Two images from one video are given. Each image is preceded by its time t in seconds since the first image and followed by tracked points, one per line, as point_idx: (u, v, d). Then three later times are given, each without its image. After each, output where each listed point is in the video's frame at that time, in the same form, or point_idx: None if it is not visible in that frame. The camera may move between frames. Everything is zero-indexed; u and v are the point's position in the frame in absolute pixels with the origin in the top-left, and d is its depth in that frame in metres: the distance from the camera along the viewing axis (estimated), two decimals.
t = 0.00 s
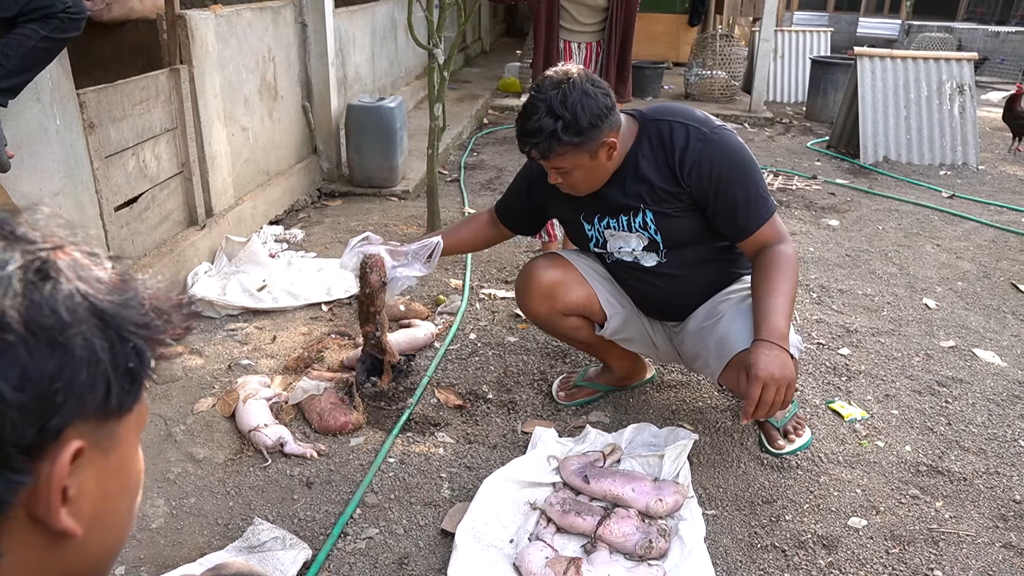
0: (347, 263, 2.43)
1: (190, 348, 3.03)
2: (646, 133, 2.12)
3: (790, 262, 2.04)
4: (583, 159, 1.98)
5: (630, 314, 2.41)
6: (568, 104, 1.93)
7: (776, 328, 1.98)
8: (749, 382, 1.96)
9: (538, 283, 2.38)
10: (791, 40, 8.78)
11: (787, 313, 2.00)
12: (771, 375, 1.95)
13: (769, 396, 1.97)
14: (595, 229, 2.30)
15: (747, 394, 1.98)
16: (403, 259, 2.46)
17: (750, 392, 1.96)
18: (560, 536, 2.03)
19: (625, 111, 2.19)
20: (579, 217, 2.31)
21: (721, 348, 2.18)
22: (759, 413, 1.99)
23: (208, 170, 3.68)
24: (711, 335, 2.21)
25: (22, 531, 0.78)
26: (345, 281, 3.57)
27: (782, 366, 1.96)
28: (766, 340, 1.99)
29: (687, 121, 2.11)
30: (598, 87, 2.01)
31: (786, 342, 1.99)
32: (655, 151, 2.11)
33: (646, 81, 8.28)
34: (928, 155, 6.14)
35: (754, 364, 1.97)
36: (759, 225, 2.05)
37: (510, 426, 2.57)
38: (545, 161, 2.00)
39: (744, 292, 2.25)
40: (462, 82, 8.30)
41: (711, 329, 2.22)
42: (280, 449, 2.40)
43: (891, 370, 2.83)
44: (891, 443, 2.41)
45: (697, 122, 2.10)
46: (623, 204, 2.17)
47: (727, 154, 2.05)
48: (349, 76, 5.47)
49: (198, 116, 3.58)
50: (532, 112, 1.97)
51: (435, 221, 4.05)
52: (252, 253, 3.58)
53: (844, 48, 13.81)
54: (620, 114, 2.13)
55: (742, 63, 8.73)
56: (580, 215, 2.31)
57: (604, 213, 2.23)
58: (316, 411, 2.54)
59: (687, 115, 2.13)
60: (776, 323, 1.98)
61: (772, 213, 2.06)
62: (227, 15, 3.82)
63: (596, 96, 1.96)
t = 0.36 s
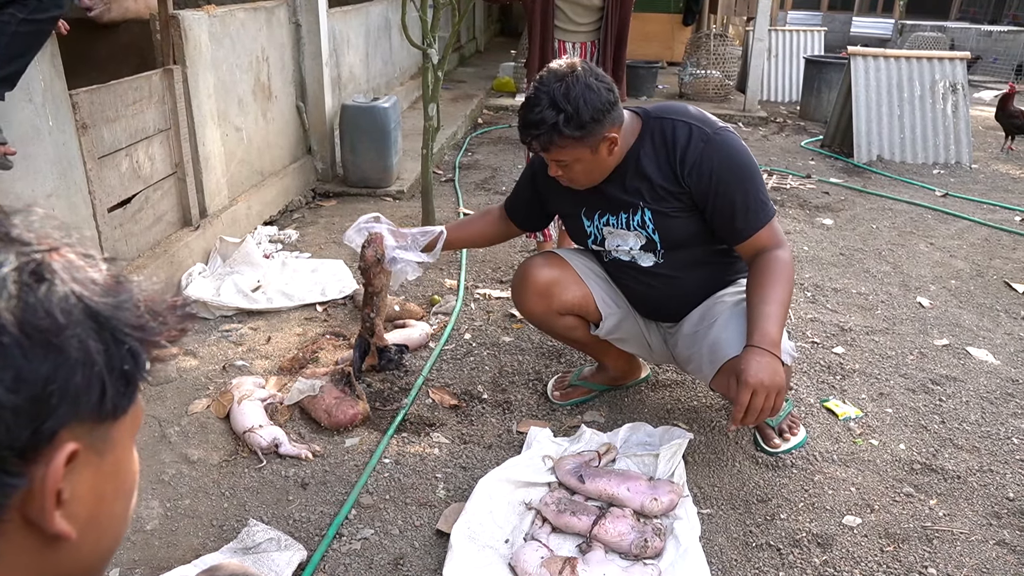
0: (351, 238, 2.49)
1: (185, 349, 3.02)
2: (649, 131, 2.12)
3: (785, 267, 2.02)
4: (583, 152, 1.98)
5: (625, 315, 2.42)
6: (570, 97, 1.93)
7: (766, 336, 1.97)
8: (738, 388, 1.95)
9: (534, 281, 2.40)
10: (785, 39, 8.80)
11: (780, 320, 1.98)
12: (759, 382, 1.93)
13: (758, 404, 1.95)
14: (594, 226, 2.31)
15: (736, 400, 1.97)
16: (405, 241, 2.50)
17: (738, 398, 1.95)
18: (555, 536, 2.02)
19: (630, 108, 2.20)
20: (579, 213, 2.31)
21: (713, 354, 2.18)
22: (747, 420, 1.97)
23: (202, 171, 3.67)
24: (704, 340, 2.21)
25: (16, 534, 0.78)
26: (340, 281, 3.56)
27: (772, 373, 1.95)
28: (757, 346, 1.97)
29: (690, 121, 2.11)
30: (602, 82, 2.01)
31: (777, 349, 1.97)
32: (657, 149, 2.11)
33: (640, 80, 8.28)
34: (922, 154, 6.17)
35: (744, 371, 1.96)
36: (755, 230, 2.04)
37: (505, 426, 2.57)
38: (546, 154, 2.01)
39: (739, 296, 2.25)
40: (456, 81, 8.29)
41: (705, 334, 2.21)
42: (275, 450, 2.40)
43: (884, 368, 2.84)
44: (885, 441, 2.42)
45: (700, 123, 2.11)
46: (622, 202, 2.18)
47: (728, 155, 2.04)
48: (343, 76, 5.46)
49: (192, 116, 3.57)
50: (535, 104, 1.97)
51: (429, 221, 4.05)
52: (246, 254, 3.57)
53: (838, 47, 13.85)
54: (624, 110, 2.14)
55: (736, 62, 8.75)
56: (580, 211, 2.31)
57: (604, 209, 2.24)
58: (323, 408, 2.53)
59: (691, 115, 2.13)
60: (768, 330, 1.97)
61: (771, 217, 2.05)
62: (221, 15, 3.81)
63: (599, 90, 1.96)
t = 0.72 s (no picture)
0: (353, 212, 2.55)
1: (180, 351, 3.01)
2: (651, 130, 2.12)
3: (779, 276, 2.02)
4: (583, 147, 1.98)
5: (620, 315, 2.42)
6: (571, 92, 1.93)
7: (755, 344, 1.97)
8: (725, 394, 1.97)
9: (530, 279, 2.40)
10: (780, 39, 8.82)
11: (771, 328, 1.98)
12: (747, 390, 1.95)
13: (744, 411, 1.97)
14: (592, 223, 2.31)
15: (722, 406, 1.99)
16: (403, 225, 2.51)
17: (725, 405, 1.97)
18: (551, 537, 2.03)
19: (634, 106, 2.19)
20: (579, 208, 2.31)
21: (704, 358, 2.18)
22: (733, 427, 1.99)
23: (197, 172, 3.66)
24: (696, 343, 2.22)
25: (11, 537, 0.78)
26: (335, 282, 3.56)
27: (759, 381, 1.96)
28: (747, 353, 1.98)
29: (693, 122, 2.10)
30: (605, 78, 2.01)
31: (766, 357, 1.98)
32: (658, 148, 2.11)
33: (636, 80, 8.29)
34: (916, 153, 6.19)
35: (731, 377, 1.97)
36: (751, 237, 2.03)
37: (501, 427, 2.57)
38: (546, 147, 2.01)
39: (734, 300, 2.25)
40: (451, 82, 8.28)
41: (697, 337, 2.22)
42: (270, 452, 2.39)
43: (879, 368, 2.84)
44: (880, 441, 2.42)
45: (702, 125, 2.10)
46: (621, 200, 2.18)
47: (729, 158, 2.04)
48: (338, 77, 5.45)
49: (186, 117, 3.56)
50: (535, 98, 1.97)
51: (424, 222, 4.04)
52: (241, 255, 3.56)
53: (832, 47, 13.88)
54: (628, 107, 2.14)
55: (731, 63, 8.77)
56: (580, 207, 2.31)
57: (602, 206, 2.24)
58: (338, 401, 2.58)
59: (694, 117, 2.13)
60: (758, 338, 1.97)
61: (769, 224, 2.03)
62: (215, 16, 3.81)
63: (602, 86, 1.96)
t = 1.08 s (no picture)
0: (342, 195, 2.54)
1: (173, 352, 2.99)
2: (652, 129, 2.11)
3: (771, 281, 2.01)
4: (583, 143, 1.98)
5: (612, 314, 2.43)
6: (575, 87, 1.92)
7: (744, 347, 1.98)
8: (713, 396, 1.97)
9: (522, 278, 2.40)
10: (773, 38, 8.84)
11: (763, 331, 1.98)
12: (734, 395, 1.95)
13: (731, 414, 1.97)
14: (589, 217, 2.31)
15: (709, 407, 1.99)
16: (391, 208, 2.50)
17: (711, 407, 1.97)
18: (546, 537, 2.02)
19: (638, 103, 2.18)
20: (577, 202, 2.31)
21: (695, 361, 2.18)
22: (720, 429, 1.99)
23: (190, 172, 3.65)
24: (688, 344, 2.21)
25: None
26: (329, 283, 3.55)
27: (747, 384, 1.97)
28: (737, 356, 1.98)
29: (695, 123, 2.09)
30: (609, 75, 2.00)
31: (755, 361, 1.98)
32: (658, 147, 2.10)
33: (630, 79, 8.28)
34: (909, 151, 6.21)
35: (720, 379, 1.97)
36: (745, 241, 2.03)
37: (495, 426, 2.57)
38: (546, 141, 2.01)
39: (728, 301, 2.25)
40: (445, 81, 8.27)
41: (689, 338, 2.22)
42: (264, 453, 2.39)
43: (874, 366, 2.85)
44: (874, 439, 2.43)
45: (704, 125, 2.09)
46: (619, 196, 2.18)
47: (729, 161, 2.03)
48: (332, 77, 5.44)
49: (179, 117, 3.55)
50: (538, 91, 1.97)
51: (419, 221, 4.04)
52: (234, 256, 3.55)
53: (825, 46, 13.91)
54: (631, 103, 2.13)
55: (725, 62, 8.77)
56: (578, 201, 2.31)
57: (600, 202, 2.24)
58: (346, 395, 2.60)
59: (697, 117, 2.12)
60: (748, 341, 1.97)
61: (765, 229, 2.02)
62: (207, 16, 3.79)
63: (606, 84, 1.95)
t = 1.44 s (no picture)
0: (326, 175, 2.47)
1: (169, 353, 2.98)
2: (661, 127, 2.10)
3: (774, 281, 2.02)
4: (592, 139, 1.97)
5: (610, 314, 2.43)
6: (588, 82, 1.91)
7: (746, 344, 1.98)
8: (714, 392, 1.97)
9: (520, 279, 2.40)
10: (768, 38, 8.84)
11: (765, 330, 1.98)
12: (736, 391, 1.95)
13: (732, 410, 1.97)
14: (593, 213, 2.29)
15: (710, 403, 1.99)
16: (375, 189, 2.43)
17: (713, 403, 1.97)
18: (544, 537, 2.02)
19: (648, 101, 2.17)
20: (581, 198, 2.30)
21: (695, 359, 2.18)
22: (720, 425, 1.99)
23: (185, 172, 3.63)
24: (688, 342, 2.21)
25: None
26: (325, 283, 3.54)
27: (748, 381, 1.96)
28: (740, 353, 1.98)
29: (704, 124, 2.09)
30: (624, 71, 1.98)
31: (757, 358, 1.98)
32: (667, 146, 2.09)
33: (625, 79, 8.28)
34: (905, 151, 6.22)
35: (721, 375, 1.97)
36: (751, 242, 2.03)
37: (493, 426, 2.57)
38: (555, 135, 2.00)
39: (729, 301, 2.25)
40: (441, 80, 8.26)
41: (689, 336, 2.21)
42: (261, 453, 2.37)
43: (871, 365, 2.85)
44: (871, 437, 2.43)
45: (713, 127, 2.09)
46: (624, 193, 2.17)
47: (738, 163, 2.03)
48: (327, 76, 5.42)
49: (174, 117, 3.53)
50: (551, 84, 1.95)
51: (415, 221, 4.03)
52: (230, 256, 3.53)
53: (820, 46, 13.94)
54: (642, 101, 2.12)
55: (720, 61, 8.78)
56: (582, 197, 2.30)
57: (605, 198, 2.23)
58: (346, 395, 2.60)
59: (706, 118, 2.12)
60: (751, 339, 1.97)
61: (770, 232, 2.03)
62: (202, 15, 3.78)
63: (620, 80, 1.94)
